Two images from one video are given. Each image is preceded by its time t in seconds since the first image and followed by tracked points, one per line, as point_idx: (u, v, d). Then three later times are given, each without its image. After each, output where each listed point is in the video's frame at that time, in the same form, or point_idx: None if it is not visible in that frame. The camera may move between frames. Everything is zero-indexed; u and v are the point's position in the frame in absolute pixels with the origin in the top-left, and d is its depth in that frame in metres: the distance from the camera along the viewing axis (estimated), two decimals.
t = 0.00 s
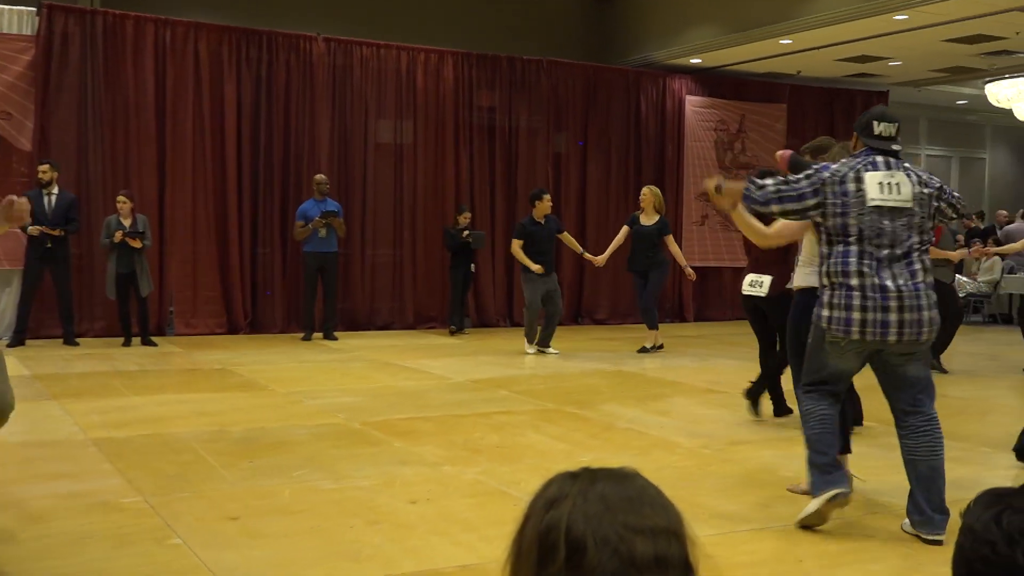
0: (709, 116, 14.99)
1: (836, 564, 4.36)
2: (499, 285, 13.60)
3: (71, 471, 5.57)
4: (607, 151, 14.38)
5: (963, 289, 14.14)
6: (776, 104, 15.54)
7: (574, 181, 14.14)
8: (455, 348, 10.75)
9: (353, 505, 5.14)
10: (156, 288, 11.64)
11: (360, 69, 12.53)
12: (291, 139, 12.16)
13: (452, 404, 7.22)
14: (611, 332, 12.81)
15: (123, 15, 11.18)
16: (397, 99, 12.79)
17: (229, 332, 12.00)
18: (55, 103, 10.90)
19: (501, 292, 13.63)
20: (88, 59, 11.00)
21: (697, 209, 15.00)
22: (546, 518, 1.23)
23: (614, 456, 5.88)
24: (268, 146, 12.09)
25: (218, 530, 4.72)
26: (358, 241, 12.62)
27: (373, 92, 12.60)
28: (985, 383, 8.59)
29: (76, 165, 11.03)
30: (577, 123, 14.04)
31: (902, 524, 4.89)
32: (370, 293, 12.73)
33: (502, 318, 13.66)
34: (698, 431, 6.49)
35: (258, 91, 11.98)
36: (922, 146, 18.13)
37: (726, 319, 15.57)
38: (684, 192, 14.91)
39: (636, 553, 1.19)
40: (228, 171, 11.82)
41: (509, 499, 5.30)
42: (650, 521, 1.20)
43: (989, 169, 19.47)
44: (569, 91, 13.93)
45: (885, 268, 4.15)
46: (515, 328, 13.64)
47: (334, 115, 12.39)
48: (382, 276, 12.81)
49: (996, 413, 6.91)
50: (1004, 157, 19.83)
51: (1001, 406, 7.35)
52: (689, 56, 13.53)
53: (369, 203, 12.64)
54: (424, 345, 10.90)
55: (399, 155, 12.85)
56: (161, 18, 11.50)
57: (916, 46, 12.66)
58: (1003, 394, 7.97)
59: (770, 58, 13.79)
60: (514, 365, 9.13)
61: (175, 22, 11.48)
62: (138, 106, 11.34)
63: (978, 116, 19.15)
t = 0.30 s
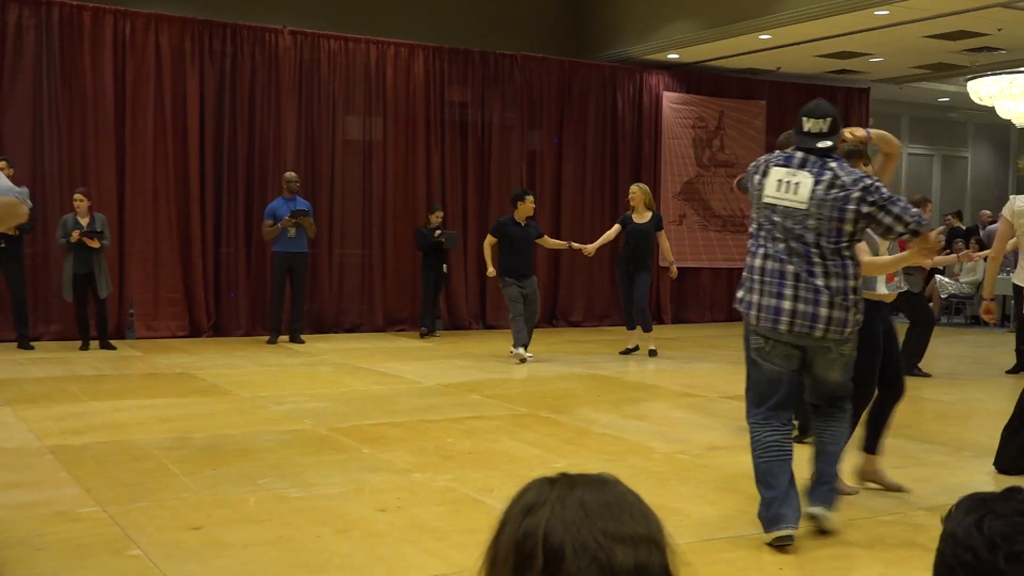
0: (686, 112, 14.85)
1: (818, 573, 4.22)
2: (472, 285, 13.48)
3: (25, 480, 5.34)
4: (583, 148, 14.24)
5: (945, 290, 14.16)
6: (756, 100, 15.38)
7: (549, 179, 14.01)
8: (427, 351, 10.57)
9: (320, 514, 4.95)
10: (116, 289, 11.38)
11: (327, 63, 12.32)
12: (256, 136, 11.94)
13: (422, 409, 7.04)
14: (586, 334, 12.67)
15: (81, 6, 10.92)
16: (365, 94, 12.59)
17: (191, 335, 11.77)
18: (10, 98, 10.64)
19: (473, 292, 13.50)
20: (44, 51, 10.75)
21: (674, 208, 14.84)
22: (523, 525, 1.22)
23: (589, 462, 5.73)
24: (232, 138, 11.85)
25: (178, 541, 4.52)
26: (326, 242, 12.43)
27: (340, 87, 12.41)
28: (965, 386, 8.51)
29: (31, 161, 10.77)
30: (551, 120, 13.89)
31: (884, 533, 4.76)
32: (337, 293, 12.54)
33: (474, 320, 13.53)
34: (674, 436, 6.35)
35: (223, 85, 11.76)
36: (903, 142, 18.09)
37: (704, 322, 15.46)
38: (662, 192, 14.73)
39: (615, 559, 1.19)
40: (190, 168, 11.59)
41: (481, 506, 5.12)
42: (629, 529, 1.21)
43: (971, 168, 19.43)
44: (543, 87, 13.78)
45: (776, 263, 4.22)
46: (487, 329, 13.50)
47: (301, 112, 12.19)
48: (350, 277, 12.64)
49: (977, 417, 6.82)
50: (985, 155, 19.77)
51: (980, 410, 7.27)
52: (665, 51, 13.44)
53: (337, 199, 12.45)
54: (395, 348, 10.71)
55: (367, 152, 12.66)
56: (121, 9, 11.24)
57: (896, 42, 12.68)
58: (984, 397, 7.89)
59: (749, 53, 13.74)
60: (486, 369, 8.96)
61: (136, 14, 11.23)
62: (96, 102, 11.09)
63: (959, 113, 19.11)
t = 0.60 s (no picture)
0: (662, 109, 14.76)
1: None
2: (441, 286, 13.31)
3: None
4: (556, 145, 14.09)
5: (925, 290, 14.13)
6: (732, 97, 15.35)
7: (521, 177, 13.85)
8: (397, 354, 10.38)
9: (284, 523, 4.76)
10: (71, 291, 11.11)
11: (292, 57, 12.10)
12: (217, 133, 11.70)
13: (391, 414, 6.86)
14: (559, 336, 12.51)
15: None
16: (332, 90, 12.39)
17: (150, 339, 11.53)
18: None
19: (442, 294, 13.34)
20: None
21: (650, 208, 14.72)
22: (497, 533, 1.32)
23: (563, 468, 5.58)
24: (192, 132, 11.62)
25: (135, 552, 4.32)
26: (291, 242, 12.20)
27: (306, 81, 12.19)
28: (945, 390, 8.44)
29: None
30: (524, 117, 13.74)
31: (863, 539, 4.63)
32: (302, 294, 12.33)
33: (444, 322, 13.38)
34: (650, 441, 6.21)
35: (183, 79, 11.52)
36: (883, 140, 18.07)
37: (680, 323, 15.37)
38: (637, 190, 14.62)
39: (589, 565, 1.29)
40: (150, 165, 11.34)
41: (452, 514, 4.95)
42: (603, 535, 1.31)
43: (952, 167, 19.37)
44: (515, 84, 13.62)
45: (716, 269, 4.45)
46: (458, 332, 13.36)
47: (265, 110, 11.97)
48: (315, 278, 12.42)
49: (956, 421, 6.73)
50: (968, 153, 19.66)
51: (959, 415, 7.18)
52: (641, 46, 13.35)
53: (302, 195, 12.23)
54: (364, 352, 10.52)
55: (334, 149, 12.46)
56: None
57: (874, 38, 12.68)
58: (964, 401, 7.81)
59: (725, 49, 13.68)
60: (457, 373, 8.79)
61: (92, 5, 10.96)
62: (51, 97, 10.82)
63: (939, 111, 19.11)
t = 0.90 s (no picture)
0: (632, 105, 14.64)
1: None
2: (404, 287, 13.11)
3: None
4: (523, 141, 13.92)
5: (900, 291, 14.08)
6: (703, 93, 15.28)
7: (487, 174, 13.68)
8: (361, 357, 10.19)
9: (241, 532, 4.58)
10: (19, 292, 10.83)
11: (251, 49, 11.87)
12: (173, 128, 11.45)
13: (353, 419, 6.69)
14: (527, 338, 12.39)
15: None
16: (292, 85, 12.18)
17: (102, 341, 11.26)
18: None
19: (406, 295, 13.14)
20: None
21: (620, 205, 14.62)
22: (462, 541, 1.25)
23: (530, 474, 5.43)
24: (147, 129, 11.37)
25: (85, 563, 4.12)
26: (249, 241, 11.98)
27: (264, 76, 11.97)
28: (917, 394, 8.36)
29: None
30: (490, 114, 13.58)
31: (837, 546, 4.50)
32: (261, 296, 12.11)
33: (408, 324, 13.21)
34: (619, 445, 6.08)
35: (137, 71, 11.27)
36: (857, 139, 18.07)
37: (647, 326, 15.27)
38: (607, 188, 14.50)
39: None
40: (103, 161, 11.08)
41: (416, 521, 4.78)
42: (574, 544, 1.25)
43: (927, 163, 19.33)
44: (481, 78, 13.46)
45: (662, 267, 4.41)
46: (423, 333, 13.19)
47: (223, 106, 11.74)
48: (274, 278, 12.20)
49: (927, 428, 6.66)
50: (944, 151, 19.65)
51: (931, 421, 7.09)
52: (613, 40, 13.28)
53: (261, 193, 12.01)
54: (328, 354, 10.33)
55: (294, 144, 12.25)
56: None
57: (847, 33, 12.69)
58: (937, 406, 7.73)
59: (696, 44, 13.63)
60: (422, 376, 8.62)
61: None
62: None
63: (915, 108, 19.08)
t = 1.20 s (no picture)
0: (604, 103, 14.61)
1: None
2: (373, 288, 13.01)
3: None
4: (494, 140, 13.83)
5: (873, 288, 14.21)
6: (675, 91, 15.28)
7: (457, 173, 13.59)
8: (329, 357, 10.10)
9: (206, 536, 4.48)
10: None
11: (216, 46, 11.75)
12: (137, 125, 11.30)
13: (321, 422, 6.60)
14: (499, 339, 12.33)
15: None
16: (258, 82, 12.06)
17: (64, 342, 11.10)
18: None
19: (375, 296, 13.03)
20: None
21: (591, 205, 14.66)
22: (427, 546, 1.17)
23: (500, 476, 5.37)
24: (110, 126, 11.21)
25: (46, 570, 4.02)
26: (214, 241, 11.85)
27: (230, 73, 11.84)
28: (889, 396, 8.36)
29: None
30: (460, 112, 13.49)
31: (810, 546, 4.45)
32: (227, 297, 11.97)
33: (376, 325, 13.10)
34: (589, 447, 6.04)
35: (98, 66, 11.12)
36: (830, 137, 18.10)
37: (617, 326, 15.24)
38: (578, 187, 14.53)
39: None
40: (64, 158, 10.91)
41: (384, 525, 4.70)
42: (541, 547, 1.18)
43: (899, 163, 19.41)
44: (451, 76, 13.37)
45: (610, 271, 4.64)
46: (391, 334, 13.09)
47: (188, 104, 11.60)
48: (241, 278, 12.07)
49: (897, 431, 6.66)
50: (915, 151, 19.74)
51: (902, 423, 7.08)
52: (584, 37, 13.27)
53: (226, 192, 11.88)
54: (295, 356, 10.22)
55: (260, 142, 12.12)
56: None
57: (818, 32, 12.74)
58: (908, 408, 7.72)
59: (668, 42, 13.62)
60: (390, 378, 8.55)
61: None
62: None
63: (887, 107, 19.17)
